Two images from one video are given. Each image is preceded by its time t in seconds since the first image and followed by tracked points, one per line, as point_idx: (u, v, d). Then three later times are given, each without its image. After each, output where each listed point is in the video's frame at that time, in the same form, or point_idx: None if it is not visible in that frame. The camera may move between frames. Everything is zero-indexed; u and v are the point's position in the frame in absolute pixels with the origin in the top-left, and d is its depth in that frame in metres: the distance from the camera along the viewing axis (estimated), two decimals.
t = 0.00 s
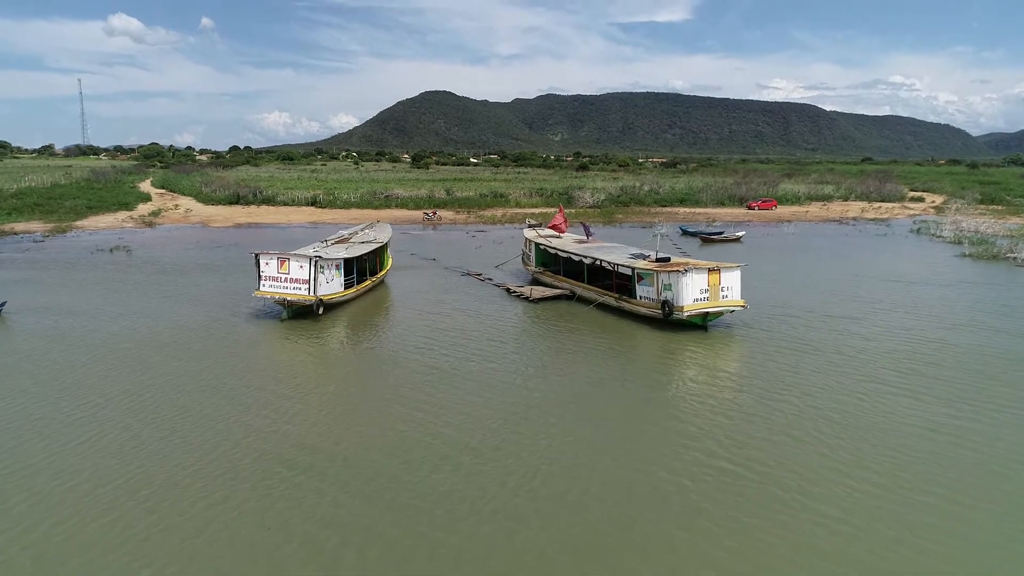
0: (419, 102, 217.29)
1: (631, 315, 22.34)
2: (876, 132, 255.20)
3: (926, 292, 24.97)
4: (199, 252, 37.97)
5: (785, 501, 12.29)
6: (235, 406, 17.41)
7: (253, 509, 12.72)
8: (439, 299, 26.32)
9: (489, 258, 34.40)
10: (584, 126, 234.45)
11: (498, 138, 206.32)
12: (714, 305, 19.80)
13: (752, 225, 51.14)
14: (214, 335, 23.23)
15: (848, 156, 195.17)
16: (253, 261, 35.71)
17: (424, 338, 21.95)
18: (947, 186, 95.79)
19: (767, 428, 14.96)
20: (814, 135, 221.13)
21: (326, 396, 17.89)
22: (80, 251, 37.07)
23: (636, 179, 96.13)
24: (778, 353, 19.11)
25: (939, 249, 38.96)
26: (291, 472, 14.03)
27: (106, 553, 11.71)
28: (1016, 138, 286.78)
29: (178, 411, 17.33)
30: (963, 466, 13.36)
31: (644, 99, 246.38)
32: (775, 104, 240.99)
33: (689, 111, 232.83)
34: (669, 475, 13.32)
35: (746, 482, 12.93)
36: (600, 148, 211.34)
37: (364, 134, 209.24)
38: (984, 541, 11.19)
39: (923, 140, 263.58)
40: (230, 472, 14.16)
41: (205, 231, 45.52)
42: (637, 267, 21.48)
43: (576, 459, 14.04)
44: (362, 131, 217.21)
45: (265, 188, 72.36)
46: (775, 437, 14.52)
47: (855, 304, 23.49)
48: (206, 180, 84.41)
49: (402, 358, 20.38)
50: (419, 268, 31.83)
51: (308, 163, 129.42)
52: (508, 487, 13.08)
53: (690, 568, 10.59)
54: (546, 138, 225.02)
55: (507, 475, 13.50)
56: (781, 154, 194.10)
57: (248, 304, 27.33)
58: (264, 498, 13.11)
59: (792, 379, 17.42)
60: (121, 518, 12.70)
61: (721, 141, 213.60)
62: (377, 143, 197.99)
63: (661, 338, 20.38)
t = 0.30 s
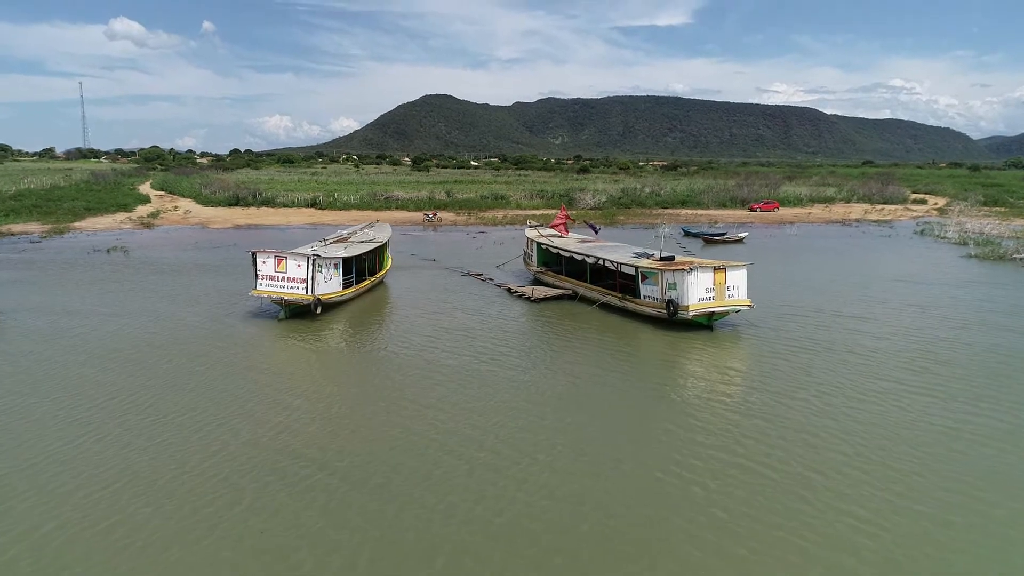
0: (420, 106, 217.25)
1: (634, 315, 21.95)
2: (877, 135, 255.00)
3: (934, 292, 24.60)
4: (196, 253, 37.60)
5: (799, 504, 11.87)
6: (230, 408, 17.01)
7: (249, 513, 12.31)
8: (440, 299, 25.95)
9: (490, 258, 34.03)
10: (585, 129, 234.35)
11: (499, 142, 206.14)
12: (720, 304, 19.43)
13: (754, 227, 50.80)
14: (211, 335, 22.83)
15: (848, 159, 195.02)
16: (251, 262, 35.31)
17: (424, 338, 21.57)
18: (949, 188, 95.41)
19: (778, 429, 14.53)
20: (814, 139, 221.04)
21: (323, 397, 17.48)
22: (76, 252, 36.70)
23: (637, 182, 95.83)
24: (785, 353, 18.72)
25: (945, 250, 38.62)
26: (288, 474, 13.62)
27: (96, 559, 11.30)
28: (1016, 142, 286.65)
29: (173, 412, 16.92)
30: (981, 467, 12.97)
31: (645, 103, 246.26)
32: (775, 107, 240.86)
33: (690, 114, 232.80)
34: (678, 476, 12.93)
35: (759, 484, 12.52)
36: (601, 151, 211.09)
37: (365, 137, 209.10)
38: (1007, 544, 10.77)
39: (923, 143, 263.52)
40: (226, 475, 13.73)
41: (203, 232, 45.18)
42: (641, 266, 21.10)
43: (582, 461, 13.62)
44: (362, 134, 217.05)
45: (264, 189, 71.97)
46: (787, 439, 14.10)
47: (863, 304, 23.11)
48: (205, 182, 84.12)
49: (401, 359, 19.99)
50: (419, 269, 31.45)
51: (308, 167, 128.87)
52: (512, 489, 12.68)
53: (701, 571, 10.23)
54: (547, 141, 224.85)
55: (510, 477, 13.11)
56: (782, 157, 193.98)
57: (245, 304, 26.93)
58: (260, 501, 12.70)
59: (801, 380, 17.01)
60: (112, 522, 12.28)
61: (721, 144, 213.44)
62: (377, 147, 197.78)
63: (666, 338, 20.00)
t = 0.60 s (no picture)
0: (420, 109, 217.29)
1: (638, 314, 21.56)
2: (878, 139, 254.80)
3: (943, 293, 24.18)
4: (194, 253, 37.24)
5: (811, 506, 11.49)
6: (226, 408, 16.62)
7: (243, 516, 11.92)
8: (440, 299, 25.54)
9: (490, 259, 33.64)
10: (585, 133, 234.26)
11: (499, 145, 205.92)
12: (726, 303, 19.04)
13: (757, 228, 50.40)
14: (206, 336, 22.44)
15: (849, 162, 194.74)
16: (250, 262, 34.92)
17: (424, 339, 21.17)
18: (951, 190, 94.99)
19: (787, 430, 14.14)
20: (814, 142, 220.88)
21: (320, 398, 17.09)
22: (73, 253, 36.34)
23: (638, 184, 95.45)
24: (793, 353, 18.33)
25: (950, 251, 38.22)
26: (284, 476, 13.23)
27: (84, 563, 10.90)
28: (1016, 145, 286.65)
29: (166, 413, 16.53)
30: (998, 468, 12.58)
31: (645, 106, 246.15)
32: (776, 111, 240.80)
33: (690, 118, 232.73)
34: (686, 477, 12.54)
35: (770, 486, 12.12)
36: (601, 154, 210.91)
37: (365, 141, 209.07)
38: None
39: (924, 147, 263.50)
40: (219, 477, 13.34)
41: (201, 233, 44.82)
42: (645, 265, 20.72)
43: (586, 462, 13.23)
44: (363, 138, 216.98)
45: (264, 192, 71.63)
46: (797, 440, 13.71)
47: (870, 304, 22.71)
48: (205, 185, 84.01)
49: (401, 359, 19.60)
50: (419, 269, 31.07)
51: (309, 170, 128.77)
52: (514, 491, 12.29)
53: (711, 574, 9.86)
54: (547, 145, 224.64)
55: (512, 479, 12.73)
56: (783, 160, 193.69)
57: (243, 304, 26.54)
58: (254, 504, 12.30)
59: (810, 380, 16.62)
60: (103, 524, 11.92)
61: (722, 148, 213.21)
62: (378, 150, 197.56)
63: (670, 338, 19.61)
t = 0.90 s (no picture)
0: (421, 112, 217.23)
1: (642, 314, 21.18)
2: (878, 142, 254.62)
3: (951, 293, 23.83)
4: (192, 254, 36.83)
5: (823, 512, 11.09)
6: (219, 409, 16.22)
7: (235, 521, 11.50)
8: (441, 300, 25.16)
9: (491, 259, 33.26)
10: (586, 136, 234.15)
11: (499, 148, 205.75)
12: (732, 302, 18.65)
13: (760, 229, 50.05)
14: (202, 336, 22.05)
15: (850, 165, 194.49)
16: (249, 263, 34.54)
17: (425, 339, 20.80)
18: (953, 193, 94.54)
19: (797, 434, 13.73)
20: (815, 145, 220.69)
21: (317, 399, 16.68)
22: (70, 253, 35.96)
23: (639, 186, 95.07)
24: (801, 354, 17.94)
25: (955, 252, 37.86)
26: (277, 480, 12.80)
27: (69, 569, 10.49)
28: (1016, 148, 286.48)
29: (158, 414, 16.13)
30: (1016, 473, 12.17)
31: (645, 109, 245.98)
32: (776, 114, 240.65)
33: (690, 122, 232.61)
34: (692, 481, 12.14)
35: (781, 491, 11.71)
36: (601, 158, 210.72)
37: (366, 144, 209.03)
38: None
39: (924, 150, 263.24)
40: (211, 480, 12.92)
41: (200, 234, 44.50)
42: (649, 263, 20.33)
43: (589, 465, 12.82)
44: (363, 141, 216.82)
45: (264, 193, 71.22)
46: (807, 444, 13.30)
47: (877, 305, 22.35)
48: (204, 186, 83.69)
49: (400, 360, 19.20)
50: (419, 269, 30.70)
51: (309, 173, 128.59)
52: (516, 495, 11.89)
53: None
54: (548, 148, 224.42)
55: (513, 482, 12.32)
56: (783, 163, 193.47)
57: (240, 305, 26.15)
58: (247, 508, 11.90)
59: (819, 382, 16.22)
60: (95, 527, 11.56)
61: (723, 151, 212.98)
62: (378, 153, 197.42)
63: (676, 337, 19.23)
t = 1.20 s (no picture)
0: (421, 115, 217.18)
1: (647, 314, 20.79)
2: (879, 145, 254.53)
3: (961, 294, 23.47)
4: (189, 255, 36.42)
5: (839, 519, 10.69)
6: (214, 411, 15.82)
7: (228, 527, 11.09)
8: (441, 300, 24.77)
9: (492, 260, 32.87)
10: (586, 139, 234.00)
11: (500, 151, 205.57)
12: (740, 302, 18.24)
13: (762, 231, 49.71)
14: (198, 337, 21.64)
15: (851, 169, 194.31)
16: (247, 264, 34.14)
17: (425, 340, 20.41)
18: (956, 195, 94.14)
19: (809, 438, 13.33)
20: (815, 148, 220.52)
21: (314, 401, 16.27)
22: (66, 254, 35.55)
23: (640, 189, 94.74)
24: (810, 356, 17.54)
25: (961, 253, 37.48)
26: (273, 484, 12.39)
27: None
28: (1016, 152, 286.47)
29: (151, 417, 15.71)
30: None
31: (646, 113, 245.85)
32: (777, 117, 240.45)
33: (690, 125, 232.50)
34: (703, 486, 11.73)
35: (794, 497, 11.31)
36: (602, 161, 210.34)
37: (366, 147, 208.78)
38: None
39: (924, 154, 263.08)
40: (204, 484, 12.51)
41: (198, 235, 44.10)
42: (654, 263, 19.94)
43: (596, 470, 12.42)
44: (363, 144, 216.56)
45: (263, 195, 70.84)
46: (819, 448, 12.95)
47: (886, 306, 21.98)
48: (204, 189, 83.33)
49: (400, 361, 18.79)
50: (419, 270, 30.29)
51: (309, 176, 128.34)
52: (520, 499, 11.52)
53: None
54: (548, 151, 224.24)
55: (516, 487, 11.92)
56: (784, 167, 193.24)
57: (238, 305, 25.74)
58: (240, 513, 11.49)
59: (830, 384, 15.81)
60: (86, 532, 11.19)
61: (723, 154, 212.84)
62: (378, 157, 197.25)
63: (681, 338, 18.85)
